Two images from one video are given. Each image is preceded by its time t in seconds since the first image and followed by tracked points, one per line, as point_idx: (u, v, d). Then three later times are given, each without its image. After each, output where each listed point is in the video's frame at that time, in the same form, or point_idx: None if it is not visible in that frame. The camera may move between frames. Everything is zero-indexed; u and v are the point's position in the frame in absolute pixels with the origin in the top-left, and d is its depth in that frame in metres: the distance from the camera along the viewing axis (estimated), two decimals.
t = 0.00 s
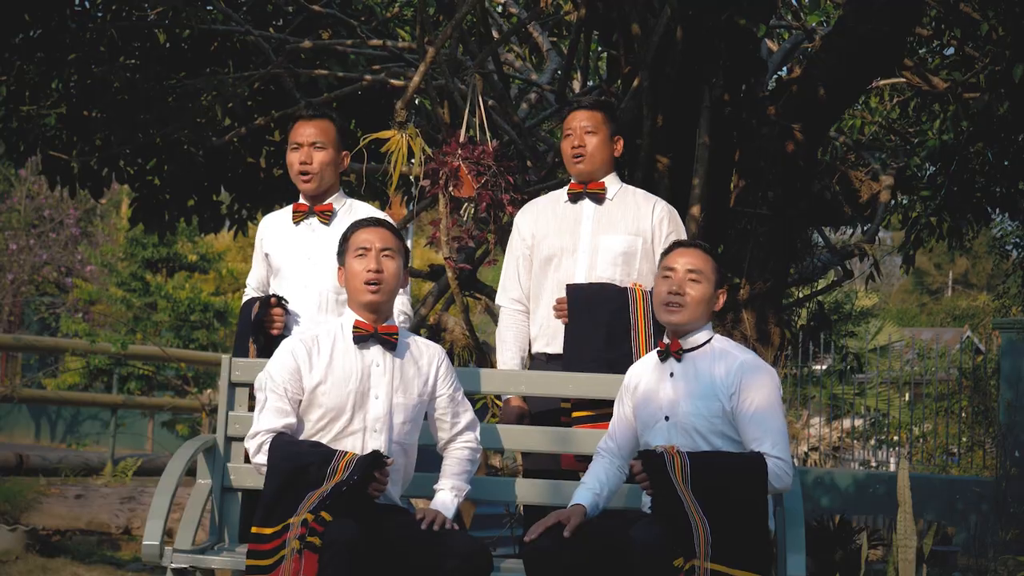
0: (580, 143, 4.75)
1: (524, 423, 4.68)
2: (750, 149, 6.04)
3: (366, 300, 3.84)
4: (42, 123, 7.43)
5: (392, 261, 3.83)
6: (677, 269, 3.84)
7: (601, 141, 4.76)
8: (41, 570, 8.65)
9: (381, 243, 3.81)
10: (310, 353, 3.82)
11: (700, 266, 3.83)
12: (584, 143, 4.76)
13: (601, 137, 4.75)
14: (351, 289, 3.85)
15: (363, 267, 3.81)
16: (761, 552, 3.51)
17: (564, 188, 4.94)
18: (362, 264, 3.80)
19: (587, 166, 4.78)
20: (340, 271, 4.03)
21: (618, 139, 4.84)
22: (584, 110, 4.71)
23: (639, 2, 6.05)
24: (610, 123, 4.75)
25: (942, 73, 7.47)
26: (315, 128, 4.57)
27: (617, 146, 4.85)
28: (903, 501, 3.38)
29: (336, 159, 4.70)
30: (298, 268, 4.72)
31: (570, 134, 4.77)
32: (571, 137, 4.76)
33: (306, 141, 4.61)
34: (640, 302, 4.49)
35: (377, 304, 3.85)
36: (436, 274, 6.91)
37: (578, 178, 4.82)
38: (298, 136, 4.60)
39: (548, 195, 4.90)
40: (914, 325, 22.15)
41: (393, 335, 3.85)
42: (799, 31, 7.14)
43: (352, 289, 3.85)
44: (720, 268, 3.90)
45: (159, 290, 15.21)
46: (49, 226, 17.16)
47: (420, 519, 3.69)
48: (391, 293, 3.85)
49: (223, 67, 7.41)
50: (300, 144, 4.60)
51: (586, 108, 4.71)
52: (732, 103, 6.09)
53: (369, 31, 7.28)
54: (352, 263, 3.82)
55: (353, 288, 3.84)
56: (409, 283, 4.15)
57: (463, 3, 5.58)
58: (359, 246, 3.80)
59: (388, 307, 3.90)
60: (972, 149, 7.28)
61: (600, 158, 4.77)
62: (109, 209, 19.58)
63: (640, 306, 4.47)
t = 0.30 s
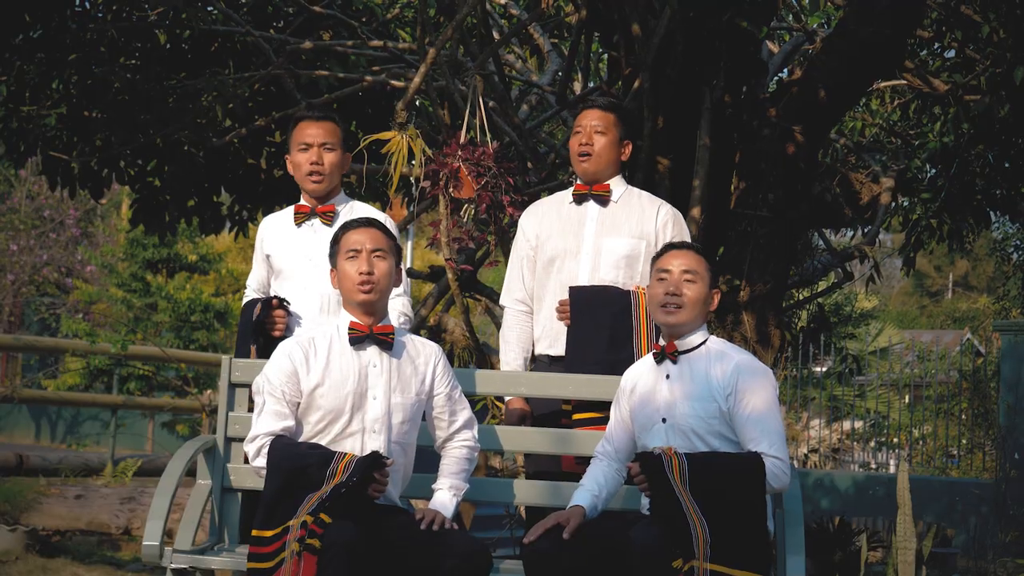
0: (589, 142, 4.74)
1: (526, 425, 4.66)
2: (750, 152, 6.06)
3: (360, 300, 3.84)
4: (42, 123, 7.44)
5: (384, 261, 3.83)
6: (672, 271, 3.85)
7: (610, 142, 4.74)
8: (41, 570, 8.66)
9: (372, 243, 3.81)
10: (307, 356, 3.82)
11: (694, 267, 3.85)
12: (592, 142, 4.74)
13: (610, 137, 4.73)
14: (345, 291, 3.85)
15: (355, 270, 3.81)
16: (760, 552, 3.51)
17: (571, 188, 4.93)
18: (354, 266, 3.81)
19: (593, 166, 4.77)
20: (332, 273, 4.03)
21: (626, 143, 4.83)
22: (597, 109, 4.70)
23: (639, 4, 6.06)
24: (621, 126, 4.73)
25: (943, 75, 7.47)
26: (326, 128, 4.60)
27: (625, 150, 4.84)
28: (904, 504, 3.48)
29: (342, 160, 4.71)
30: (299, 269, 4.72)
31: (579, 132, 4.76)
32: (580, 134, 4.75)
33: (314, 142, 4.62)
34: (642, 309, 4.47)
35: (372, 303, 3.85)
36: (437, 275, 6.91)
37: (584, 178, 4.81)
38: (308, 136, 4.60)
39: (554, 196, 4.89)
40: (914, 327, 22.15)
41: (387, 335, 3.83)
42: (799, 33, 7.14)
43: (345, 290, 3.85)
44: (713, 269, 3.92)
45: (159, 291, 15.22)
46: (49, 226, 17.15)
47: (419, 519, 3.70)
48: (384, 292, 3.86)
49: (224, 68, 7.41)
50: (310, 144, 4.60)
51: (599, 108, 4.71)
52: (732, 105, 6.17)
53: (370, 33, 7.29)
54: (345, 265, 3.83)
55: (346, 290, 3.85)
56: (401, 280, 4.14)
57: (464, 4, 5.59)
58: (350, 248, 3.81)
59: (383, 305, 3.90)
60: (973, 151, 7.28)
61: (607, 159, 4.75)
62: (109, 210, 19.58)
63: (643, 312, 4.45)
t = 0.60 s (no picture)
0: (595, 142, 4.74)
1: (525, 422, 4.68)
2: (751, 151, 6.06)
3: (362, 299, 3.84)
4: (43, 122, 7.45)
5: (387, 260, 3.83)
6: (663, 269, 3.86)
7: (616, 142, 4.75)
8: (41, 569, 8.66)
9: (375, 243, 3.82)
10: (307, 355, 3.82)
11: (685, 262, 3.85)
12: (599, 142, 4.74)
13: (616, 139, 4.74)
14: (346, 290, 3.85)
15: (357, 268, 3.81)
16: (760, 551, 3.51)
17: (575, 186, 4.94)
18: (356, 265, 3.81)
19: (600, 165, 4.77)
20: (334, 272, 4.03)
21: (632, 144, 4.84)
22: (603, 109, 4.70)
23: (640, 3, 6.06)
24: (627, 126, 4.75)
25: (944, 74, 7.46)
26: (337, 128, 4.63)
27: (630, 151, 4.85)
28: (904, 503, 3.46)
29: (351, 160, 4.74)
30: (303, 267, 4.72)
31: (585, 132, 4.76)
32: (586, 134, 4.75)
33: (325, 142, 4.63)
34: (642, 309, 4.48)
35: (374, 302, 3.85)
36: (437, 275, 6.90)
37: (588, 177, 4.81)
38: (319, 136, 4.61)
39: (557, 194, 4.90)
40: (915, 327, 22.14)
41: (389, 335, 3.84)
42: (800, 33, 7.13)
43: (347, 289, 3.85)
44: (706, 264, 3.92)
45: (160, 290, 15.23)
46: (49, 226, 17.14)
47: (419, 518, 3.70)
48: (387, 290, 3.86)
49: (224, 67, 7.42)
50: (323, 144, 4.61)
51: (605, 108, 4.70)
52: (734, 104, 6.19)
53: (371, 32, 7.28)
54: (347, 264, 3.83)
55: (348, 289, 3.85)
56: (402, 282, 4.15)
57: (464, 4, 5.59)
58: (353, 247, 3.81)
59: (384, 303, 3.90)
60: (974, 151, 7.28)
61: (613, 158, 4.76)
62: (110, 209, 19.57)
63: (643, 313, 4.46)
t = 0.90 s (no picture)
0: (591, 142, 4.73)
1: (523, 419, 4.71)
2: (754, 148, 6.12)
3: (374, 298, 3.85)
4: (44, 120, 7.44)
5: (401, 261, 3.84)
6: (660, 270, 3.85)
7: (612, 142, 4.74)
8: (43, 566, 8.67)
9: (391, 242, 3.82)
10: (315, 350, 3.82)
11: (681, 260, 3.84)
12: (595, 141, 4.74)
13: (613, 138, 4.73)
14: (359, 288, 3.86)
15: (371, 267, 3.82)
16: (761, 552, 3.51)
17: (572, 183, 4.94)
18: (371, 264, 3.81)
19: (595, 164, 4.77)
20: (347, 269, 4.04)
21: (630, 143, 4.82)
22: (601, 108, 4.69)
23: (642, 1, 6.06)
24: (625, 126, 4.74)
25: (945, 72, 7.45)
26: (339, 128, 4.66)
27: (628, 150, 4.83)
28: (905, 501, 3.48)
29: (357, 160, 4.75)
30: (307, 265, 4.73)
31: (582, 131, 4.75)
32: (583, 133, 4.74)
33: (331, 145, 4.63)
34: (637, 307, 4.50)
35: (385, 301, 3.86)
36: (438, 273, 6.90)
37: (584, 175, 4.81)
38: (326, 139, 4.61)
39: (554, 192, 4.91)
40: (916, 324, 22.12)
41: (397, 335, 3.84)
42: (802, 30, 7.13)
43: (359, 288, 3.85)
44: (706, 260, 3.91)
45: (161, 288, 15.24)
46: (51, 223, 17.15)
47: (420, 518, 3.70)
48: (399, 290, 3.87)
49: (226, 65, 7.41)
50: (330, 148, 4.62)
51: (603, 108, 4.69)
52: (735, 102, 6.15)
53: (372, 29, 7.27)
54: (361, 263, 3.83)
55: (361, 287, 3.85)
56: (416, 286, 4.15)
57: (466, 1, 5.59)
58: (368, 246, 3.81)
59: (395, 304, 3.91)
60: (975, 149, 7.28)
61: (608, 158, 4.75)
62: (112, 207, 19.57)
63: (637, 312, 4.48)
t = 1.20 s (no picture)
0: (586, 140, 4.74)
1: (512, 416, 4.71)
2: (756, 145, 6.09)
3: (381, 296, 3.85)
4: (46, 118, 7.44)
5: (409, 260, 3.84)
6: (667, 267, 3.86)
7: (607, 141, 4.75)
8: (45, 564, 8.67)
9: (400, 241, 3.82)
10: (321, 346, 3.82)
11: (688, 257, 3.86)
12: (589, 140, 4.74)
13: (607, 137, 4.74)
14: (367, 285, 3.86)
15: (379, 265, 3.81)
16: (763, 551, 3.52)
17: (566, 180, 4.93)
18: (378, 262, 3.81)
19: (590, 164, 4.78)
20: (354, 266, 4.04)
21: (623, 140, 4.83)
22: (594, 106, 4.69)
23: None
24: (618, 123, 4.75)
25: (947, 69, 7.45)
26: (338, 128, 4.63)
27: (621, 147, 4.84)
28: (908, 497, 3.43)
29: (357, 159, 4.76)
30: (309, 263, 4.73)
31: (576, 129, 4.75)
32: (577, 132, 4.74)
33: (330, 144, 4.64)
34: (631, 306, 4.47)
35: (392, 299, 3.86)
36: (440, 270, 6.90)
37: (579, 173, 4.81)
38: (325, 138, 4.63)
39: (547, 188, 4.89)
40: (917, 321, 22.11)
41: (404, 333, 3.85)
42: (804, 27, 7.12)
43: (367, 285, 3.86)
44: (711, 259, 3.92)
45: (163, 285, 15.26)
46: (53, 221, 17.16)
47: (424, 514, 3.70)
48: (406, 289, 3.87)
49: (227, 62, 7.41)
50: (328, 147, 4.63)
51: (596, 106, 4.69)
52: (737, 98, 6.16)
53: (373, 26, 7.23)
54: (369, 260, 3.83)
55: (368, 284, 3.85)
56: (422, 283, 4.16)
57: None
58: (376, 243, 3.81)
59: (400, 303, 3.91)
60: (977, 146, 7.27)
61: (604, 156, 4.76)
62: (114, 204, 19.57)
63: (631, 311, 4.46)
